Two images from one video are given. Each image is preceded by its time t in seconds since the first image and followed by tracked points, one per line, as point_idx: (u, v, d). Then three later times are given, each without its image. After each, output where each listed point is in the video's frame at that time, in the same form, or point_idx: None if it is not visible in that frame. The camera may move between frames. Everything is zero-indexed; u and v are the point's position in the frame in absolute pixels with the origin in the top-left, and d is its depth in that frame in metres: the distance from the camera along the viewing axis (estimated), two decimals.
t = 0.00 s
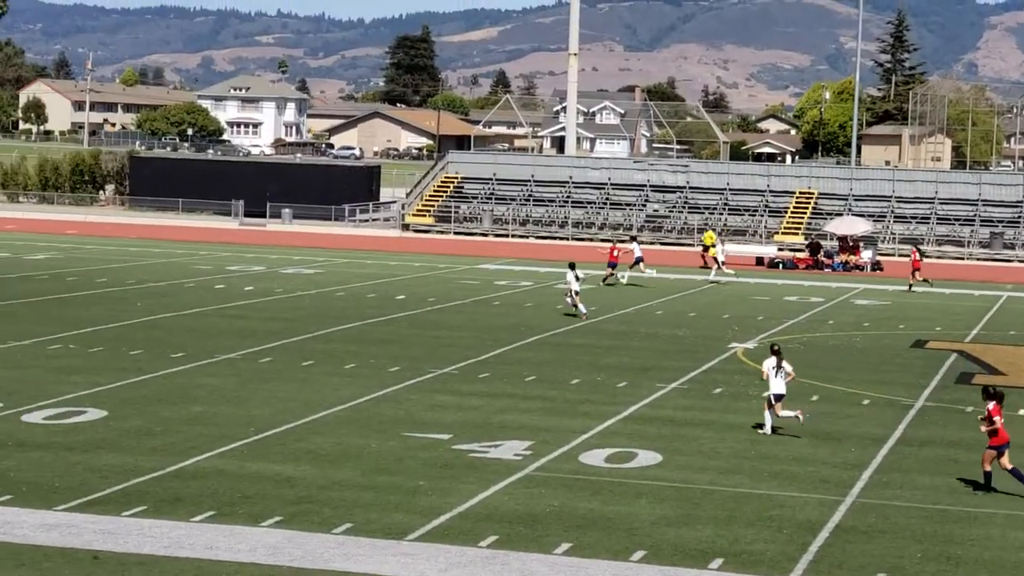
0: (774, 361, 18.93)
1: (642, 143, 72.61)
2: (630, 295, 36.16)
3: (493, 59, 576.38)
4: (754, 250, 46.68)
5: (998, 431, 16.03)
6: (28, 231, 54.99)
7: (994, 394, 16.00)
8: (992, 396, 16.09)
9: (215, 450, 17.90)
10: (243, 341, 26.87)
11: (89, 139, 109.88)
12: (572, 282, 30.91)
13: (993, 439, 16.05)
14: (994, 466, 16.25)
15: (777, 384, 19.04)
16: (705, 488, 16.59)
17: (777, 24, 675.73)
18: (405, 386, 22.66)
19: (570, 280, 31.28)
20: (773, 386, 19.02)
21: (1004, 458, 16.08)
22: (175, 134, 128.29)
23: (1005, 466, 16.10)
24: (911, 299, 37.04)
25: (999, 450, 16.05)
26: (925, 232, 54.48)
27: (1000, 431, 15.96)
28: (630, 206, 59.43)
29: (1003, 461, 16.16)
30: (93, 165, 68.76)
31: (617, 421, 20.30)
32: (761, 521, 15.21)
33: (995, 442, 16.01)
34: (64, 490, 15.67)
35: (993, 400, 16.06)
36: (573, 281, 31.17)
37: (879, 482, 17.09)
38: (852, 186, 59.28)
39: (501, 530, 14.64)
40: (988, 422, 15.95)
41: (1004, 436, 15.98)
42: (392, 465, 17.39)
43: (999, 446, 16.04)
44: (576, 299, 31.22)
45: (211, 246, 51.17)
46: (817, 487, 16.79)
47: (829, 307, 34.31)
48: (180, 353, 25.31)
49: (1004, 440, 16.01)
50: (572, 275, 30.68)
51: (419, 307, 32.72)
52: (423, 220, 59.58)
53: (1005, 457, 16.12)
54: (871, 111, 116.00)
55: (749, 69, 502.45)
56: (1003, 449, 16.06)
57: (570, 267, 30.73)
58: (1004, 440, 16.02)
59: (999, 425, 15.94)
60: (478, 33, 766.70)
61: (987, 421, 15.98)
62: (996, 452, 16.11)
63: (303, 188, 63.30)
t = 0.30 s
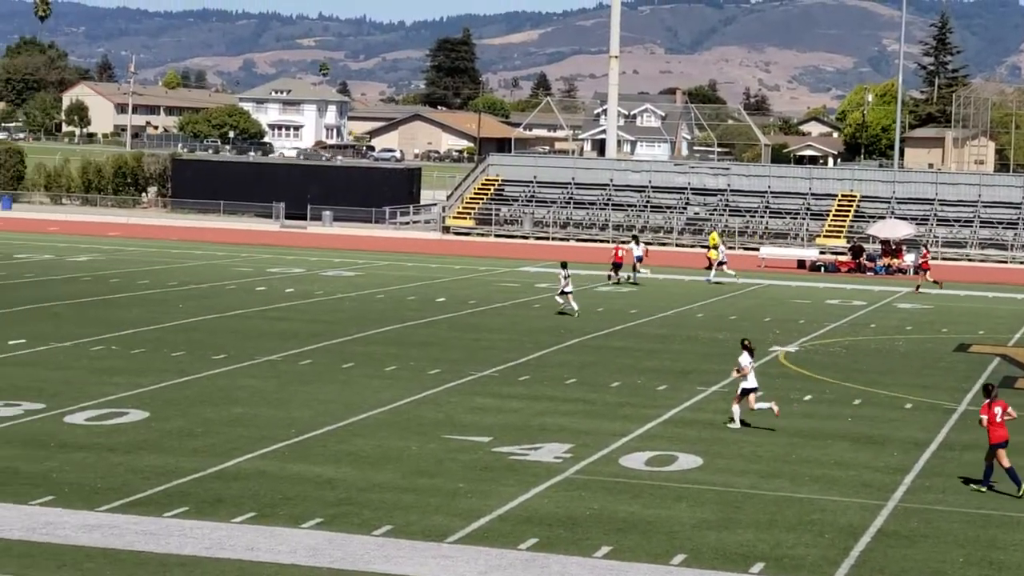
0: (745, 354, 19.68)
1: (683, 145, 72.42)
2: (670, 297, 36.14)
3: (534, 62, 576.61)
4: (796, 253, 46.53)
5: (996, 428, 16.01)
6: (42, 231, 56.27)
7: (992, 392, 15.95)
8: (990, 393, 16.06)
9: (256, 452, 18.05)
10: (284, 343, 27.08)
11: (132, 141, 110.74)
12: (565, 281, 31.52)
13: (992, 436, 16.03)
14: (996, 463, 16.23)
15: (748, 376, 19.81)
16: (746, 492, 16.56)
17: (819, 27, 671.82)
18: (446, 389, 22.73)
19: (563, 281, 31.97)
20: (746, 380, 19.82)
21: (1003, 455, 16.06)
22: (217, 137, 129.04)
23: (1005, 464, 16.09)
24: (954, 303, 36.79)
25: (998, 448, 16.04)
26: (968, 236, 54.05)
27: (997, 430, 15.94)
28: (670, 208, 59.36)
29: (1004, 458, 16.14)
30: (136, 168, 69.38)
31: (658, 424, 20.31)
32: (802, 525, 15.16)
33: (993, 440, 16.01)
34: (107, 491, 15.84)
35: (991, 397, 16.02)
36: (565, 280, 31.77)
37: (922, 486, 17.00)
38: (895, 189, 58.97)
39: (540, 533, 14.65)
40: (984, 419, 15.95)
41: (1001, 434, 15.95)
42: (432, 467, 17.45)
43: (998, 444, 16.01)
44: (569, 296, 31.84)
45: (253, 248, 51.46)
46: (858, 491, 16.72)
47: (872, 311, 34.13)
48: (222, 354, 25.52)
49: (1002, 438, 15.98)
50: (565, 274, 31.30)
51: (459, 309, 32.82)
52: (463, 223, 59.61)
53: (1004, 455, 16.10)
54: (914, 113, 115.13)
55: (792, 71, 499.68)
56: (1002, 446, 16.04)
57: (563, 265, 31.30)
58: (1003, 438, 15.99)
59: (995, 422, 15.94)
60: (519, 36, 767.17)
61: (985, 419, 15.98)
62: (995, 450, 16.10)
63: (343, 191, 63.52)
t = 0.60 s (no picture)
0: (711, 350, 20.18)
1: (718, 148, 72.24)
2: (706, 300, 36.09)
3: (569, 64, 576.57)
4: (832, 256, 46.38)
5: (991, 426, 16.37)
6: (79, 233, 56.66)
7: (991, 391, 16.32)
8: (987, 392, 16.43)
9: (290, 454, 18.16)
10: (318, 345, 27.21)
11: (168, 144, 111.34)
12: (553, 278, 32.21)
13: (987, 434, 16.37)
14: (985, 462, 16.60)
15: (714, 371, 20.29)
16: (781, 495, 16.53)
17: (855, 29, 668.07)
18: (480, 391, 22.78)
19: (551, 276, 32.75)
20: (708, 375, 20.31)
21: (997, 454, 16.43)
22: (252, 139, 129.64)
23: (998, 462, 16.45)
24: (991, 307, 36.56)
25: (992, 446, 16.40)
26: (1005, 238, 53.66)
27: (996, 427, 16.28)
28: (705, 211, 59.25)
29: (995, 456, 16.53)
30: (172, 170, 69.70)
31: (693, 427, 20.29)
32: (837, 529, 15.13)
33: (989, 438, 16.35)
34: (142, 493, 15.99)
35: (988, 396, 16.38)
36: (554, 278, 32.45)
37: (958, 490, 16.93)
38: (932, 192, 58.71)
39: (575, 536, 14.70)
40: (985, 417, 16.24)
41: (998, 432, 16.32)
42: (466, 470, 17.52)
43: (993, 442, 16.37)
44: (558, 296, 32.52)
45: (288, 250, 51.66)
46: (895, 494, 16.66)
47: (908, 314, 33.96)
48: (256, 356, 25.66)
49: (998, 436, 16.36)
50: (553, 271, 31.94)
51: (493, 312, 32.89)
52: (499, 226, 59.67)
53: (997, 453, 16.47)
54: (950, 116, 114.33)
55: (828, 73, 496.95)
56: (996, 445, 16.41)
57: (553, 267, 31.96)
58: (997, 436, 16.38)
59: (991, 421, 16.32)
60: (554, 37, 766.81)
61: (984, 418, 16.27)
62: (989, 448, 16.45)
63: (378, 193, 63.67)
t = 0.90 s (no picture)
0: (672, 346, 20.53)
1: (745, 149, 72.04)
2: (732, 302, 36.01)
3: (595, 66, 576.15)
4: (860, 258, 46.21)
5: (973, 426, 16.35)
6: (107, 235, 56.97)
7: (975, 391, 16.32)
8: (972, 392, 16.43)
9: (317, 455, 18.22)
10: (345, 347, 27.31)
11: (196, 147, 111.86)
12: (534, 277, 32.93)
13: (969, 435, 16.37)
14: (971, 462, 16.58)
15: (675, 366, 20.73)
16: (809, 498, 16.48)
17: (882, 30, 665.51)
18: (506, 393, 22.81)
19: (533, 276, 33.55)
20: (672, 370, 20.73)
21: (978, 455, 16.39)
22: (279, 141, 130.15)
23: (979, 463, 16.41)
24: (1020, 308, 36.35)
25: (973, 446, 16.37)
26: None
27: (975, 427, 16.28)
28: (731, 213, 59.15)
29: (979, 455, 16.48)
30: (199, 172, 69.98)
31: (719, 429, 20.27)
32: (865, 532, 15.08)
33: (971, 437, 16.34)
34: (169, 493, 16.07)
35: (972, 396, 16.38)
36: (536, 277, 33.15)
37: (985, 493, 16.82)
38: (960, 194, 58.55)
39: (602, 538, 14.69)
40: (964, 416, 16.28)
41: (978, 432, 16.30)
42: (492, 471, 17.55)
43: (975, 442, 16.36)
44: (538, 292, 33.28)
45: (314, 252, 51.80)
46: (922, 497, 16.58)
47: (936, 316, 33.80)
48: (283, 358, 25.76)
49: (979, 437, 16.32)
50: (534, 271, 32.67)
51: (519, 313, 32.91)
52: (525, 227, 59.71)
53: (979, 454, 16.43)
54: (978, 117, 113.72)
55: (855, 74, 495.49)
56: (978, 445, 16.38)
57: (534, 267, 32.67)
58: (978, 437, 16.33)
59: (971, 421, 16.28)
60: (581, 39, 766.41)
61: (964, 418, 16.30)
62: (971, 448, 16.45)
63: (404, 196, 63.80)
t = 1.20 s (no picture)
0: (632, 339, 21.27)
1: (767, 151, 71.84)
2: (754, 304, 35.95)
3: (617, 69, 575.68)
4: (882, 259, 46.06)
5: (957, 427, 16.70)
6: (130, 237, 57.27)
7: (959, 392, 16.71)
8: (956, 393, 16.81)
9: (339, 457, 18.27)
10: (367, 348, 27.39)
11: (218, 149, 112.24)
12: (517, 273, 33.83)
13: (952, 434, 16.71)
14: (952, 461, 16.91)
15: (633, 359, 21.43)
16: (832, 500, 16.43)
17: (906, 31, 663.00)
18: (529, 395, 22.80)
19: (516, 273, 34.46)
20: (628, 363, 21.45)
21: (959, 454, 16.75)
22: (301, 143, 130.58)
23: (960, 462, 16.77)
24: None
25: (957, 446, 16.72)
26: None
27: (959, 427, 16.66)
28: (753, 215, 59.04)
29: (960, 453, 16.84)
30: (221, 174, 70.29)
31: (742, 432, 20.24)
32: (888, 534, 15.04)
33: (954, 437, 16.68)
34: (192, 495, 16.14)
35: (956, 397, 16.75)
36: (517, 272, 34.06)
37: (1009, 496, 16.75)
38: (984, 195, 58.36)
39: (624, 540, 14.70)
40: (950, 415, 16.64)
41: (962, 432, 16.68)
42: (513, 473, 17.58)
43: (958, 442, 16.71)
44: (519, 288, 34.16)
45: (336, 254, 51.92)
46: (946, 499, 16.53)
47: (959, 318, 33.67)
48: (305, 360, 25.82)
49: (963, 437, 16.69)
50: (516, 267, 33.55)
51: (541, 315, 32.90)
52: (546, 230, 59.70)
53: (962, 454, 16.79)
54: (1002, 118, 113.18)
55: (878, 76, 493.71)
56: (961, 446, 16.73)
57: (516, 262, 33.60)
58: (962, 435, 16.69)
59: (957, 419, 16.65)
60: (603, 41, 766.17)
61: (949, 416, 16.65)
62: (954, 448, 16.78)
63: (426, 198, 63.92)
